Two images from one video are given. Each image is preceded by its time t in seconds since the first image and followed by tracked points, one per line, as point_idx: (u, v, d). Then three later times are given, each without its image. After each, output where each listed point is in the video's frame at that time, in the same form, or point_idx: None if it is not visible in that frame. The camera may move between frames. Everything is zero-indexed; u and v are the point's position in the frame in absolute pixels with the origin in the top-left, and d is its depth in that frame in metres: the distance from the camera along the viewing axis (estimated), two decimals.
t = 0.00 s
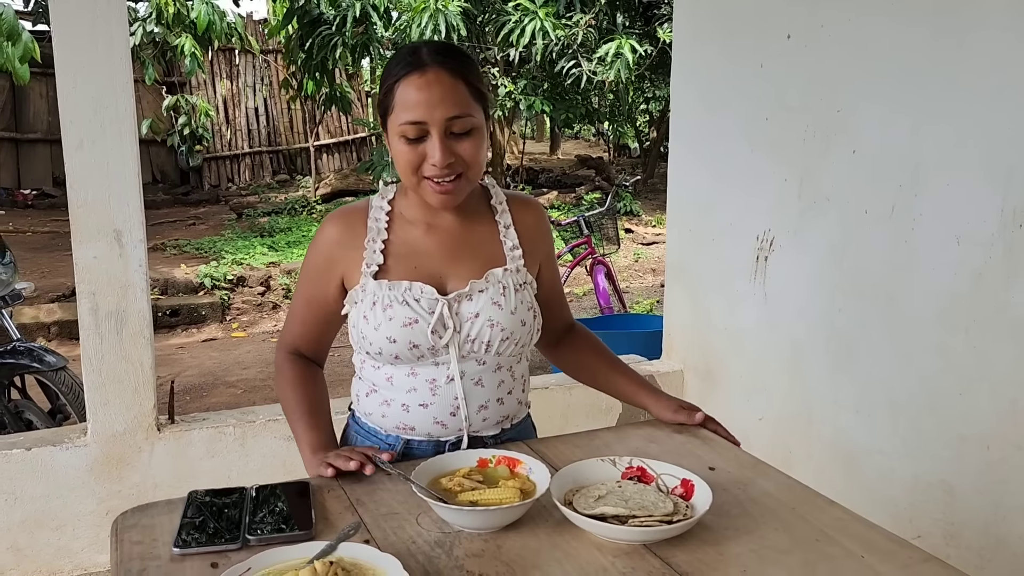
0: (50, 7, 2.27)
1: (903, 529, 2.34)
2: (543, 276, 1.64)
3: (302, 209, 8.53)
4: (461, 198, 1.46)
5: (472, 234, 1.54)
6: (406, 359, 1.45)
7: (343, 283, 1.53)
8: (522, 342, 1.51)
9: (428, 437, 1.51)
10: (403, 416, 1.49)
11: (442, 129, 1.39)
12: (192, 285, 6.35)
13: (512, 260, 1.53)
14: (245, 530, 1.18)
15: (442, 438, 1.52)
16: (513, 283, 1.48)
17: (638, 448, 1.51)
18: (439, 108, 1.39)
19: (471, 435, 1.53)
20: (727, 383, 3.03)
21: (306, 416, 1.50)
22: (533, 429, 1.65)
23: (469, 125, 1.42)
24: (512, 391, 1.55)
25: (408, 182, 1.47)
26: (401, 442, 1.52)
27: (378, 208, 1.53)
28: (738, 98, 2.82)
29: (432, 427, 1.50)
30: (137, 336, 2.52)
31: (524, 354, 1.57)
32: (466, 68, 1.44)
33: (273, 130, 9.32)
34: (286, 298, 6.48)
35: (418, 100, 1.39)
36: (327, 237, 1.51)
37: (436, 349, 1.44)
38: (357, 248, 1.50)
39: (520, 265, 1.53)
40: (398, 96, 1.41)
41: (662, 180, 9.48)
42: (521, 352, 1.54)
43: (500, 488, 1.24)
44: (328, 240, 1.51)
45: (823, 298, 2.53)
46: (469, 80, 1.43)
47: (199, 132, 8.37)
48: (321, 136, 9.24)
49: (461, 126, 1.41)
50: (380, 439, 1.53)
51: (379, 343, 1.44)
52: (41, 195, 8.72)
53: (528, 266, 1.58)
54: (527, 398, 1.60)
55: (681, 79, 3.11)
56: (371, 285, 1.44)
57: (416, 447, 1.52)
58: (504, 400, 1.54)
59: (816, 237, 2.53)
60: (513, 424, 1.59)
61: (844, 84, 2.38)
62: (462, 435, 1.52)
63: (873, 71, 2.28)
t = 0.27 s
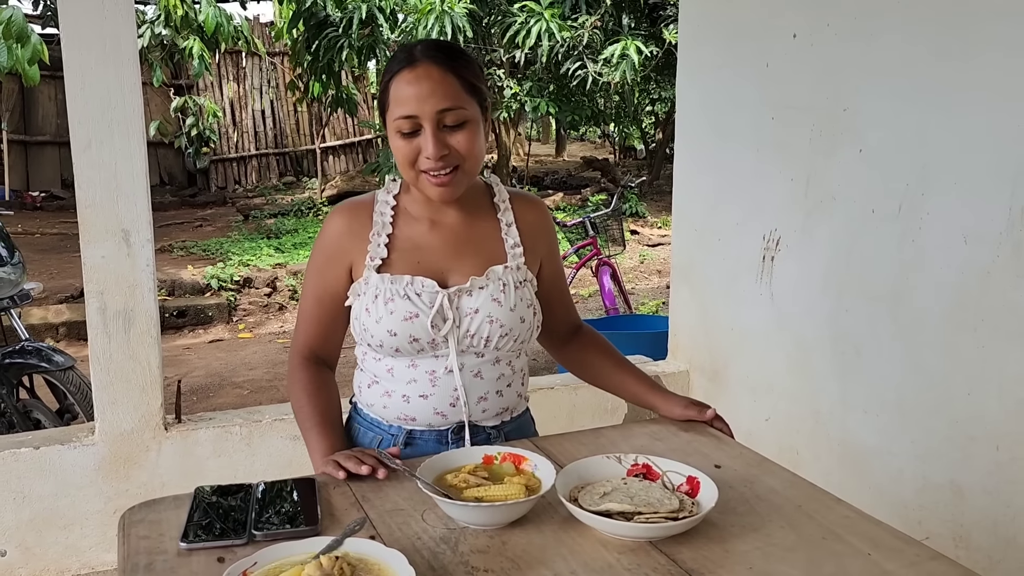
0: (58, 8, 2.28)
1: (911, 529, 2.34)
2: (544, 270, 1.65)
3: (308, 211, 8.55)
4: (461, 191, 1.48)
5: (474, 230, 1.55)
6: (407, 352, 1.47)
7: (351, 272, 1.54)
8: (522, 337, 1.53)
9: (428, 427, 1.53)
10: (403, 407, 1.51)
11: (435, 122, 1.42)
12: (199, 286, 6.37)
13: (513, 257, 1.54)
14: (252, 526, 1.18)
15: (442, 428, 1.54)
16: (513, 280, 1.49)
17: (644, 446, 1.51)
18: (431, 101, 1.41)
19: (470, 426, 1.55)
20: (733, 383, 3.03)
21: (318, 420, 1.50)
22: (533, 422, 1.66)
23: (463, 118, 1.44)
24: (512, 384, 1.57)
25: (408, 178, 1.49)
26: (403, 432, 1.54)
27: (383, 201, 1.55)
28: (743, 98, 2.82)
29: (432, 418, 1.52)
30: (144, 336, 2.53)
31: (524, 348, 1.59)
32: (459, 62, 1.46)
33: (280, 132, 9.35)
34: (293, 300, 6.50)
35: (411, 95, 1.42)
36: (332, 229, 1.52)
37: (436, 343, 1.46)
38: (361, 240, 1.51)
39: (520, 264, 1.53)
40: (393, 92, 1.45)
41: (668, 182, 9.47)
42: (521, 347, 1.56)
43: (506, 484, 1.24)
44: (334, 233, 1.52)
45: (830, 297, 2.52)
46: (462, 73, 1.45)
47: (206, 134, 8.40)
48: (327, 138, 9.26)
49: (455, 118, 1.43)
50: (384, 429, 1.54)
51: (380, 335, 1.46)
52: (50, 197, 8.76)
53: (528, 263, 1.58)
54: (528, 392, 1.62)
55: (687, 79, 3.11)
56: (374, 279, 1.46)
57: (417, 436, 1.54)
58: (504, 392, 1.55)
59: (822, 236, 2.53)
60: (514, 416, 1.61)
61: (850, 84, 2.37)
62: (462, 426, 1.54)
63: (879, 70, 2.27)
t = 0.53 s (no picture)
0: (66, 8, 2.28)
1: (921, 531, 2.32)
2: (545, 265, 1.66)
3: (315, 212, 8.56)
4: (456, 182, 1.51)
5: (474, 224, 1.58)
6: (411, 346, 1.50)
7: (355, 267, 1.55)
8: (523, 331, 1.56)
9: (433, 419, 1.56)
10: (408, 399, 1.54)
11: (423, 114, 1.46)
12: (206, 287, 6.38)
13: (513, 251, 1.57)
14: (257, 524, 1.18)
15: (446, 420, 1.57)
16: (515, 275, 1.53)
17: (651, 445, 1.51)
18: (417, 94, 1.46)
19: (473, 417, 1.58)
20: (740, 384, 3.01)
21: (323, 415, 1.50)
22: (534, 415, 1.69)
23: (450, 108, 1.47)
24: (514, 376, 1.60)
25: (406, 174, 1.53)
26: (408, 424, 1.56)
27: (386, 198, 1.58)
28: (751, 98, 2.81)
29: (436, 410, 1.55)
30: (151, 335, 2.53)
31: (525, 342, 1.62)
32: (442, 54, 1.50)
33: (287, 134, 9.37)
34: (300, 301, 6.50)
35: (398, 90, 1.46)
36: (336, 226, 1.55)
37: (440, 337, 1.49)
38: (364, 235, 1.53)
39: (521, 258, 1.56)
40: (382, 91, 1.50)
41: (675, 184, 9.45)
42: (523, 340, 1.59)
43: (513, 483, 1.24)
44: (338, 229, 1.54)
45: (838, 297, 2.51)
46: (446, 64, 1.49)
47: (214, 135, 8.42)
48: (334, 140, 9.27)
49: (442, 109, 1.47)
50: (389, 421, 1.57)
51: (384, 331, 1.49)
52: (58, 198, 8.79)
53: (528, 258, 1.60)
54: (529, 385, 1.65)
55: (693, 79, 3.10)
56: (379, 274, 1.49)
57: (422, 427, 1.57)
58: (506, 384, 1.59)
59: (831, 236, 2.51)
60: (516, 408, 1.64)
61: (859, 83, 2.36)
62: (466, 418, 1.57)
63: (888, 69, 2.26)
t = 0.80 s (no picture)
0: (72, 7, 2.28)
1: (927, 534, 2.30)
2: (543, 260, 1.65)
3: (321, 213, 8.57)
4: (457, 181, 1.51)
5: (474, 221, 1.58)
6: (415, 340, 1.50)
7: (355, 264, 1.55)
8: (525, 323, 1.56)
9: (438, 411, 1.56)
10: (414, 393, 1.54)
11: (424, 116, 1.45)
12: (212, 287, 6.38)
13: (512, 246, 1.57)
14: (258, 523, 1.18)
15: (451, 412, 1.57)
16: (515, 269, 1.53)
17: (654, 446, 1.50)
18: (417, 96, 1.45)
19: (478, 409, 1.59)
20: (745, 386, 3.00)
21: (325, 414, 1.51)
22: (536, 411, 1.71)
23: (450, 109, 1.47)
24: (516, 368, 1.60)
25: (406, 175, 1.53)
26: (414, 418, 1.57)
27: (385, 198, 1.58)
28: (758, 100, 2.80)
29: (442, 402, 1.55)
30: (156, 335, 2.53)
31: (527, 335, 1.62)
32: (437, 56, 1.50)
33: (293, 135, 9.38)
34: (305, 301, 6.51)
35: (396, 93, 1.46)
36: (336, 225, 1.54)
37: (444, 330, 1.49)
38: (365, 234, 1.53)
39: (520, 252, 1.56)
40: (380, 94, 1.49)
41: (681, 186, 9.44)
42: (525, 333, 1.59)
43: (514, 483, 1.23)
44: (337, 228, 1.54)
45: (844, 299, 2.50)
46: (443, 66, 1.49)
47: (220, 136, 8.43)
48: (341, 141, 9.27)
49: (441, 110, 1.47)
50: (395, 416, 1.57)
51: (388, 325, 1.48)
52: (66, 199, 8.81)
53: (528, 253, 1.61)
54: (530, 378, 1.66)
55: (699, 80, 3.09)
56: (381, 271, 1.49)
57: (428, 420, 1.57)
58: (509, 376, 1.59)
59: (837, 238, 2.50)
60: (518, 402, 1.65)
61: (866, 84, 2.35)
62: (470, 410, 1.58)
63: (896, 69, 2.25)
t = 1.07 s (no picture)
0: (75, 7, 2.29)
1: (928, 537, 2.30)
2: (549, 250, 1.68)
3: (324, 214, 8.58)
4: (466, 180, 1.52)
5: (480, 219, 1.59)
6: (422, 333, 1.50)
7: (363, 261, 1.56)
8: (530, 317, 1.57)
9: (443, 406, 1.56)
10: (420, 387, 1.54)
11: (435, 115, 1.47)
12: (215, 288, 6.39)
13: (518, 241, 1.58)
14: (255, 522, 1.18)
15: (456, 407, 1.57)
16: (521, 262, 1.54)
17: (652, 446, 1.50)
18: (430, 95, 1.47)
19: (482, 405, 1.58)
20: (746, 388, 3.00)
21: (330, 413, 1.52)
22: (537, 408, 1.71)
23: (461, 109, 1.49)
24: (520, 365, 1.61)
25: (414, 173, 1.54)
26: (419, 412, 1.57)
27: (392, 195, 1.58)
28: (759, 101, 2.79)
29: (447, 396, 1.55)
30: (158, 335, 2.54)
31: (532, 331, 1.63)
32: (452, 58, 1.52)
33: (296, 136, 9.39)
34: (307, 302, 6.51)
35: (410, 91, 1.47)
36: (343, 222, 1.55)
37: (451, 323, 1.50)
38: (374, 231, 1.54)
39: (525, 246, 1.57)
40: (392, 92, 1.50)
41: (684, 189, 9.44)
42: (530, 329, 1.60)
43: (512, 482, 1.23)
44: (346, 225, 1.54)
45: (845, 300, 2.50)
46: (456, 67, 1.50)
47: (223, 137, 8.44)
48: (344, 142, 9.28)
49: (453, 110, 1.48)
50: (401, 410, 1.57)
51: (396, 318, 1.49)
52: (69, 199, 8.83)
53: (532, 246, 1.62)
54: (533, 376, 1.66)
55: (701, 82, 3.09)
56: (390, 265, 1.49)
57: (433, 415, 1.57)
58: (514, 372, 1.60)
59: (838, 240, 2.50)
60: (522, 400, 1.65)
61: (868, 86, 2.35)
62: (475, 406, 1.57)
63: (898, 70, 2.24)
